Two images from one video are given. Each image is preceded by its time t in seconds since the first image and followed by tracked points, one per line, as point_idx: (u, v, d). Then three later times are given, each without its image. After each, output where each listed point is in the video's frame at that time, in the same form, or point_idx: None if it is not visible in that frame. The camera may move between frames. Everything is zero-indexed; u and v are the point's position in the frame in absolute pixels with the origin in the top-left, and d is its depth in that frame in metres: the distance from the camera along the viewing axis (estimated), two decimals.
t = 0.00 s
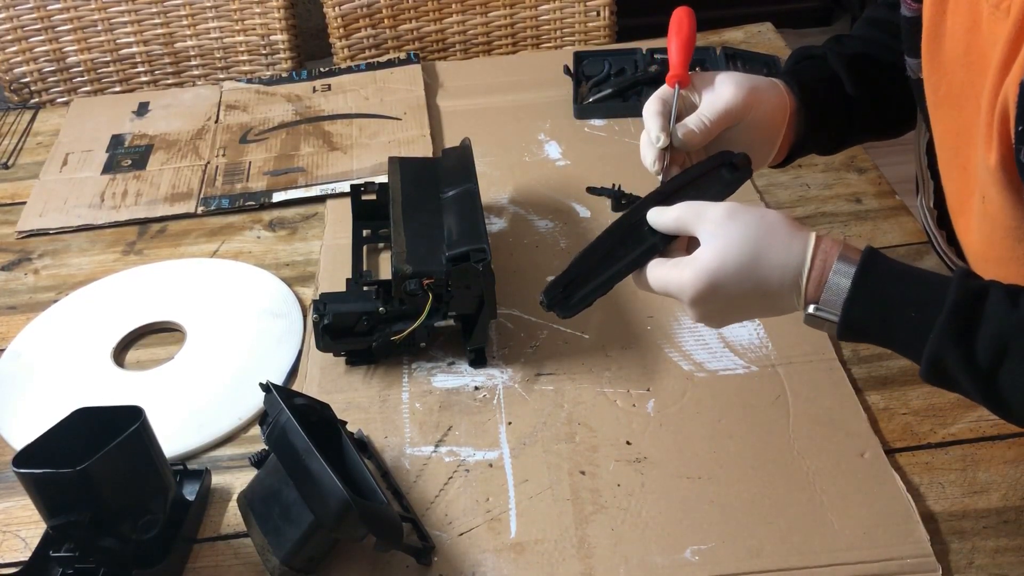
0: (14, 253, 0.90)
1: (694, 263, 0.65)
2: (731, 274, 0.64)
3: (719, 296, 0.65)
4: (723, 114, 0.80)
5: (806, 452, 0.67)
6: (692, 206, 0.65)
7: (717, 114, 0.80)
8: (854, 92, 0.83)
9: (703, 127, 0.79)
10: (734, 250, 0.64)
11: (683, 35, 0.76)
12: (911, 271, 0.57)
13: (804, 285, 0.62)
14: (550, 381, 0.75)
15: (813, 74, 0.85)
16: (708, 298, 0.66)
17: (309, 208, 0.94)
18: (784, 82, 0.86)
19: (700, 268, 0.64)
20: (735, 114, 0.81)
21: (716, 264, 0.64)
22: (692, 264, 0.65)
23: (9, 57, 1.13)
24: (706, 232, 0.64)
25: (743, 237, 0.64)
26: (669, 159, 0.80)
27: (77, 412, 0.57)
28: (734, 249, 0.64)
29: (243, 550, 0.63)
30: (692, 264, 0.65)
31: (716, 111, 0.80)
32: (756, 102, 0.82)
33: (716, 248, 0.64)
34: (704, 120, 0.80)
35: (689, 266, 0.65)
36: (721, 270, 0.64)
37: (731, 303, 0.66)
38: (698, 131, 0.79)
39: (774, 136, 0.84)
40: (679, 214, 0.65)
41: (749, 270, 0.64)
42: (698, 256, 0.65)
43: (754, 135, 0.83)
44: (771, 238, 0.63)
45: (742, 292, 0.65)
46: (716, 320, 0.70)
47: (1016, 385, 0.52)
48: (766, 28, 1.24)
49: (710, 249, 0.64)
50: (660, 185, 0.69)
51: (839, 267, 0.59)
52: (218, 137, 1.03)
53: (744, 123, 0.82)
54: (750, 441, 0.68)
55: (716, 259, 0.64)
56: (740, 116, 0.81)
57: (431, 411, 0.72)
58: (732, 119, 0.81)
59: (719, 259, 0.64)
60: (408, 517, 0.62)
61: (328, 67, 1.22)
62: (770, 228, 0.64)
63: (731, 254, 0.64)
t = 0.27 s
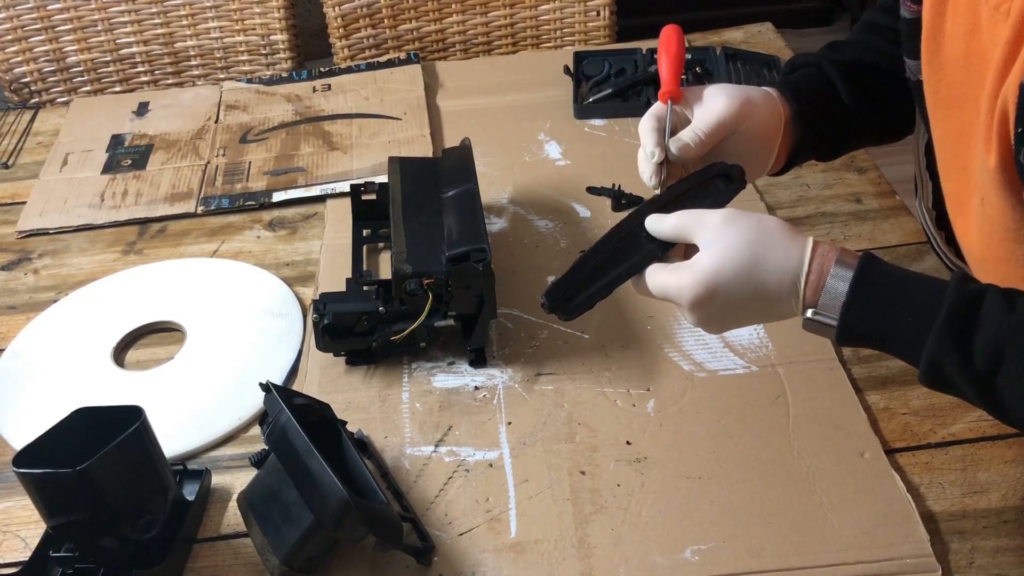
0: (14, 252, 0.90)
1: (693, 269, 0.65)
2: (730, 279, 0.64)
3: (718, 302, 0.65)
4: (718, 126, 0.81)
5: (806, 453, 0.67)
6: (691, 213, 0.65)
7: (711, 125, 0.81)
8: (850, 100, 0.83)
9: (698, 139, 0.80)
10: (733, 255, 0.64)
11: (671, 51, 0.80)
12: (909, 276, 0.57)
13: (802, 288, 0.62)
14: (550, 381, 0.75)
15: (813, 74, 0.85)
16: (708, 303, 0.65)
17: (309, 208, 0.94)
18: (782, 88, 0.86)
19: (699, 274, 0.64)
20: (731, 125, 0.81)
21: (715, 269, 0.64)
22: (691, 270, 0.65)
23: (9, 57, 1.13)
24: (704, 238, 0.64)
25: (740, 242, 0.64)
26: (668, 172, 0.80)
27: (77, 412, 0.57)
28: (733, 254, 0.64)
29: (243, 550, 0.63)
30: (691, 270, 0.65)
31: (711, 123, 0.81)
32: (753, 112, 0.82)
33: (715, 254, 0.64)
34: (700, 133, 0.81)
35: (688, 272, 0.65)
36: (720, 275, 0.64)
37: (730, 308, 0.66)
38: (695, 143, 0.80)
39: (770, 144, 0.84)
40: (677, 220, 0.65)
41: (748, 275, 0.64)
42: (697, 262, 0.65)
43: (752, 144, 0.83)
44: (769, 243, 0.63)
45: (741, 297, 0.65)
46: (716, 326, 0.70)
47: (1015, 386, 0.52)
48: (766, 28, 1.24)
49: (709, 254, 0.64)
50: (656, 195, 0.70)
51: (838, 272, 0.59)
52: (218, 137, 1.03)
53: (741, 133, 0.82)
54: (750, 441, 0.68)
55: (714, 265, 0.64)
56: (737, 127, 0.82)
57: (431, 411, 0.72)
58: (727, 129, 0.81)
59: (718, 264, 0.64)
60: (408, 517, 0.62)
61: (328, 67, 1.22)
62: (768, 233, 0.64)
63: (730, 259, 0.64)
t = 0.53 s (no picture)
0: (14, 252, 0.90)
1: (695, 269, 0.65)
2: (731, 279, 0.64)
3: (720, 302, 0.65)
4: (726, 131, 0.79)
5: (805, 453, 0.67)
6: (691, 213, 0.65)
7: (719, 130, 0.79)
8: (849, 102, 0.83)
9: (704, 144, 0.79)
10: (734, 254, 0.64)
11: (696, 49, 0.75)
12: (911, 273, 0.57)
13: (804, 285, 0.62)
14: (550, 381, 0.75)
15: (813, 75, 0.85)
16: (710, 303, 0.65)
17: (309, 208, 0.94)
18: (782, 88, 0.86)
19: (701, 274, 0.64)
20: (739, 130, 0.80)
21: (716, 269, 0.64)
22: (693, 271, 0.65)
23: (9, 57, 1.13)
24: (705, 238, 0.65)
25: (741, 242, 0.64)
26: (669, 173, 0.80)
27: (77, 411, 0.57)
28: (734, 254, 0.64)
29: (243, 550, 0.63)
30: (693, 270, 0.65)
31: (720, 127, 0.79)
32: (761, 119, 0.80)
33: (716, 254, 0.64)
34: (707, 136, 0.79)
35: (690, 273, 0.65)
36: (721, 275, 0.64)
37: (732, 308, 0.66)
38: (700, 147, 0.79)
39: (773, 150, 0.83)
40: (678, 220, 0.65)
41: (750, 274, 0.64)
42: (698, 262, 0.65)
43: (755, 150, 0.82)
44: (770, 242, 0.63)
45: (743, 296, 0.65)
46: (718, 326, 0.70)
47: (1015, 386, 0.52)
48: (766, 29, 1.24)
49: (710, 254, 0.64)
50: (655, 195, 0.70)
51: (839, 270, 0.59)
52: (218, 137, 1.03)
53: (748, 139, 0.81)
54: (750, 441, 0.68)
55: (716, 265, 0.64)
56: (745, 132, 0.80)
57: (431, 410, 0.72)
58: (734, 134, 0.80)
59: (720, 264, 0.64)
60: (408, 517, 0.62)
61: (328, 67, 1.22)
62: (769, 232, 0.64)
63: (731, 259, 0.64)
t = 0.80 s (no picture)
0: (14, 252, 0.90)
1: (695, 270, 0.65)
2: (732, 279, 0.64)
3: (720, 301, 0.65)
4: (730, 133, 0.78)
5: (805, 452, 0.67)
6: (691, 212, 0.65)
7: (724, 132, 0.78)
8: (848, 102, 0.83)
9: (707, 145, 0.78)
10: (734, 254, 0.63)
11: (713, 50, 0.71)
12: (912, 271, 0.57)
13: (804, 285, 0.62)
14: (550, 381, 0.75)
15: (813, 75, 0.85)
16: (711, 304, 0.66)
17: (309, 208, 0.94)
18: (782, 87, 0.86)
19: (701, 274, 0.64)
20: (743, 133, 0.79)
21: (716, 270, 0.64)
22: (693, 271, 0.65)
23: (9, 57, 1.13)
24: (706, 238, 0.64)
25: (742, 241, 0.64)
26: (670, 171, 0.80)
27: (77, 412, 0.57)
28: (734, 254, 0.63)
29: (243, 550, 0.63)
30: (693, 271, 0.65)
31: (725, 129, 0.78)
32: (765, 121, 0.80)
33: (716, 254, 0.64)
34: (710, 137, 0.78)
35: (690, 273, 0.65)
36: (722, 275, 0.64)
37: (733, 308, 0.66)
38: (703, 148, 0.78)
39: (771, 153, 0.83)
40: (677, 220, 0.65)
41: (750, 274, 0.64)
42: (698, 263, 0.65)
43: (756, 151, 0.82)
44: (770, 241, 0.63)
45: (744, 296, 0.65)
46: (719, 326, 0.70)
47: (1014, 386, 0.52)
48: (766, 28, 1.24)
49: (710, 255, 0.64)
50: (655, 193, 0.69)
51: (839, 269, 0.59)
52: (218, 137, 1.03)
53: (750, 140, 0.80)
54: (750, 441, 0.68)
55: (716, 265, 0.64)
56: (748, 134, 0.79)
57: (431, 410, 0.72)
58: (738, 136, 0.79)
59: (720, 264, 0.64)
60: (408, 517, 0.62)
61: (328, 67, 1.22)
62: (768, 231, 0.64)
63: (731, 258, 0.64)
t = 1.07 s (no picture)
0: (14, 252, 0.90)
1: (697, 270, 0.65)
2: (733, 279, 0.64)
3: (721, 301, 0.65)
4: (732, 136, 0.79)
5: (805, 452, 0.67)
6: (693, 212, 0.65)
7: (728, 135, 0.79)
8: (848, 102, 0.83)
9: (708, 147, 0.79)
10: (735, 254, 0.63)
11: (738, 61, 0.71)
12: (912, 271, 0.57)
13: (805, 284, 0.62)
14: (550, 381, 0.75)
15: (813, 75, 0.85)
16: (712, 304, 0.66)
17: (309, 208, 0.94)
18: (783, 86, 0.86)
19: (702, 274, 0.64)
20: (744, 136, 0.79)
21: (717, 270, 0.64)
22: (694, 271, 0.65)
23: (9, 57, 1.13)
24: (707, 238, 0.64)
25: (743, 240, 0.64)
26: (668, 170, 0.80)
27: (77, 412, 0.57)
28: (735, 253, 0.63)
29: (243, 550, 0.63)
30: (694, 271, 0.65)
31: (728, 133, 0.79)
32: (766, 124, 0.80)
33: (717, 254, 0.64)
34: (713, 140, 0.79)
35: (691, 273, 0.65)
36: (723, 275, 0.64)
37: (734, 307, 0.66)
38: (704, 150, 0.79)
39: (770, 154, 0.83)
40: (678, 220, 0.65)
41: (751, 273, 0.64)
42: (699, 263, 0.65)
43: (756, 152, 0.82)
44: (771, 241, 0.63)
45: (745, 296, 0.65)
46: (721, 325, 0.70)
47: (1014, 386, 0.52)
48: (766, 28, 1.24)
49: (711, 255, 0.64)
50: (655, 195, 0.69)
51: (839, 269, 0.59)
52: (218, 137, 1.03)
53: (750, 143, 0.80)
54: (750, 441, 0.68)
55: (717, 265, 0.64)
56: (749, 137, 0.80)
57: (431, 410, 0.72)
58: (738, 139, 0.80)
59: (720, 264, 0.64)
60: (409, 517, 0.62)
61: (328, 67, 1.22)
62: (769, 230, 0.64)
63: (732, 258, 0.63)
